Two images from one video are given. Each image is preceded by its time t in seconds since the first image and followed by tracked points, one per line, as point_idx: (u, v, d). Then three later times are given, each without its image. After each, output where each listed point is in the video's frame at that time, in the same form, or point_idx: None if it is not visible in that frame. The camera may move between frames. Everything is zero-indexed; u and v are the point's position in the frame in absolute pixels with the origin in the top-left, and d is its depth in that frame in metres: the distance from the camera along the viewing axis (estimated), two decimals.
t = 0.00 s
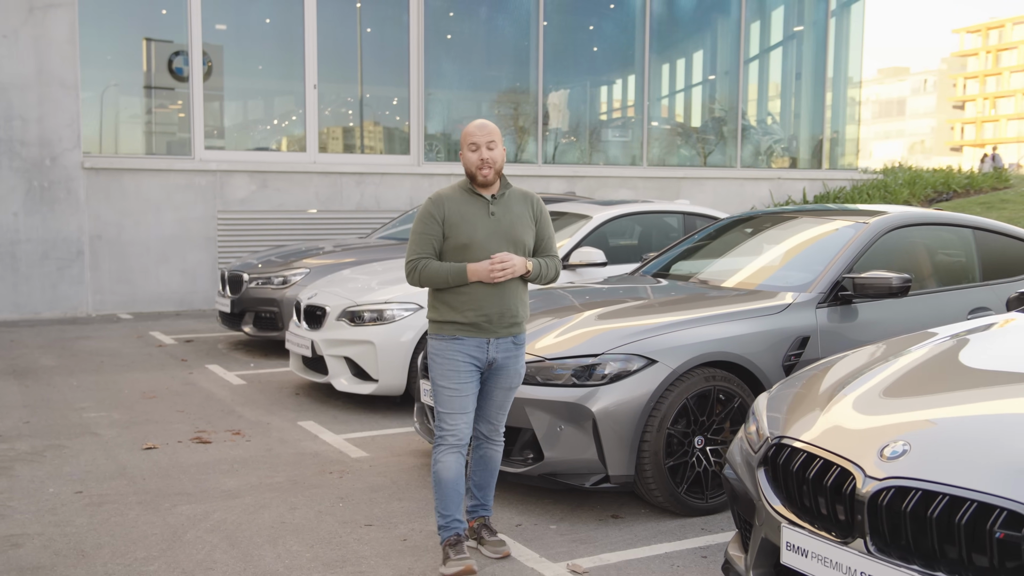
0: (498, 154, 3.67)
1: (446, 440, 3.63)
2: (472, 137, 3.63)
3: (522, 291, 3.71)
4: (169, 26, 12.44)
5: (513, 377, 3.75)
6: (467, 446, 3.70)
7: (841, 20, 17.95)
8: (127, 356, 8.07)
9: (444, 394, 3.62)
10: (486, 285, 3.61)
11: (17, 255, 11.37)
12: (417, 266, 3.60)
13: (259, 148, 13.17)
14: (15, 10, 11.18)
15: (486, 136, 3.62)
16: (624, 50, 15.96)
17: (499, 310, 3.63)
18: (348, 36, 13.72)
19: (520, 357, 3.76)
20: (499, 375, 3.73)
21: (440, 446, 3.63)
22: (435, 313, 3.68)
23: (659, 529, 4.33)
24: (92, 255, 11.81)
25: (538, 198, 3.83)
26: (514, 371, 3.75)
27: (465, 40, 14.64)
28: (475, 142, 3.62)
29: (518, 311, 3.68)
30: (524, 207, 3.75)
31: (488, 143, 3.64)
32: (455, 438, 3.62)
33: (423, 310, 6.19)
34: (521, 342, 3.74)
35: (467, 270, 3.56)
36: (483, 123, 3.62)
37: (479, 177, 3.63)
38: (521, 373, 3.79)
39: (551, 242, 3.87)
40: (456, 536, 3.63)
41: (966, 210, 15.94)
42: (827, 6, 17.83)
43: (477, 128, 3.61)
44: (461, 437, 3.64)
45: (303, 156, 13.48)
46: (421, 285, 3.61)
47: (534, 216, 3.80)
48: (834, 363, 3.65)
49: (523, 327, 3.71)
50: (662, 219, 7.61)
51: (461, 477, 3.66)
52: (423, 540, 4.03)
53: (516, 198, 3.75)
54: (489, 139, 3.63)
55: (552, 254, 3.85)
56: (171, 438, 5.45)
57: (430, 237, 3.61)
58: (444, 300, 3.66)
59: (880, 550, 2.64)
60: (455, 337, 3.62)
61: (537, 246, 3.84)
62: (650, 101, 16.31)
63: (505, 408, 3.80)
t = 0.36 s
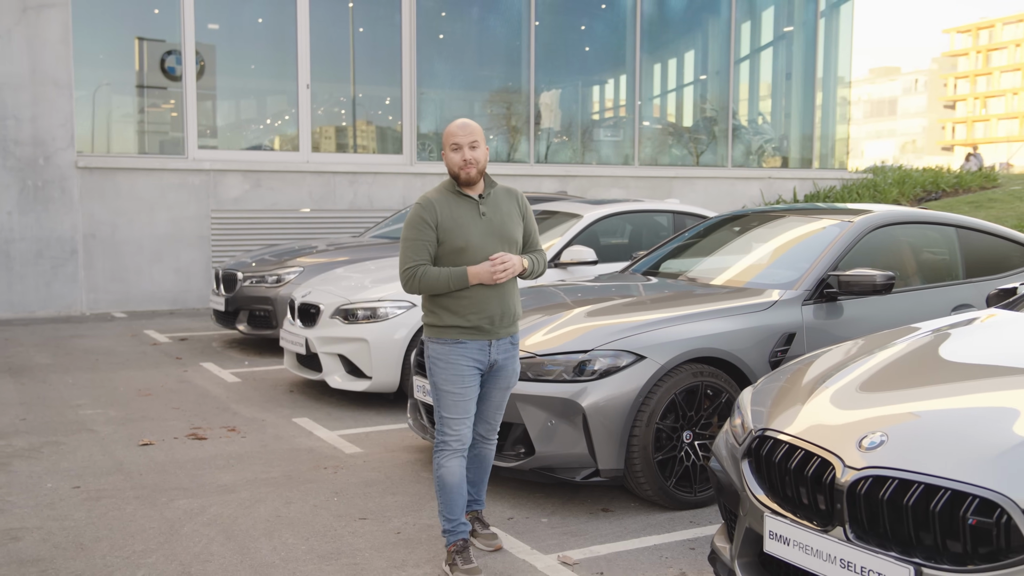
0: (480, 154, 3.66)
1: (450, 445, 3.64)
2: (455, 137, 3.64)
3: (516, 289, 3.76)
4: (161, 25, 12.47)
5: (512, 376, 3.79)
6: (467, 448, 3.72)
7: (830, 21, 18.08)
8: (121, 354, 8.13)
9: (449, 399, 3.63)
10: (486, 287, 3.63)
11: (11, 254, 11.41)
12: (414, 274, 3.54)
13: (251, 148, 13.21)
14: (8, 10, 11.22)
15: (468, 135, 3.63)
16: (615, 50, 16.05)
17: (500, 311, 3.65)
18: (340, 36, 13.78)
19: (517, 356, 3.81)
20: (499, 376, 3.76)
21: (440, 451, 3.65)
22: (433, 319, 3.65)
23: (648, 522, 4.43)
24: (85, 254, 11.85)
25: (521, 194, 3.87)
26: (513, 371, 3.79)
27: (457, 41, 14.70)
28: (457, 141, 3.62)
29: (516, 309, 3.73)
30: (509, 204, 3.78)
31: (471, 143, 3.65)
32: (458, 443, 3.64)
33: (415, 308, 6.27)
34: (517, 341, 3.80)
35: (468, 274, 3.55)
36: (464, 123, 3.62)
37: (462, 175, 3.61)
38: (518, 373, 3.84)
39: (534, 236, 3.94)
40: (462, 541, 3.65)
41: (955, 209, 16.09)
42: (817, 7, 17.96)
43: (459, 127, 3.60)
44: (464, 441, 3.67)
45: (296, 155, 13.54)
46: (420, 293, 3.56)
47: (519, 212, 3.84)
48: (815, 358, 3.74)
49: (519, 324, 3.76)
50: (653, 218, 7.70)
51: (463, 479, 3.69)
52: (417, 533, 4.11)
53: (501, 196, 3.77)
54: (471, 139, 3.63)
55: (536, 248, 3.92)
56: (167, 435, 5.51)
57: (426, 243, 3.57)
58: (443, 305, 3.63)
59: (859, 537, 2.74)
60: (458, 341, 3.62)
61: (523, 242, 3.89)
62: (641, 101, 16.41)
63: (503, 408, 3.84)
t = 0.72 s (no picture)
0: (462, 152, 3.73)
1: (440, 444, 3.70)
2: (436, 134, 3.69)
3: (503, 286, 3.82)
4: (153, 24, 12.51)
5: (508, 374, 3.84)
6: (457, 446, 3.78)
7: (819, 21, 18.20)
8: (116, 352, 8.18)
9: (440, 400, 3.68)
10: (472, 285, 3.68)
11: (4, 254, 11.45)
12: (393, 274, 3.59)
13: (244, 147, 13.24)
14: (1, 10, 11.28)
15: (450, 133, 3.68)
16: (605, 51, 16.13)
17: (488, 308, 3.71)
18: (332, 36, 13.83)
19: (511, 354, 3.85)
20: (493, 375, 3.80)
21: (431, 450, 3.71)
22: (422, 319, 3.70)
23: (638, 515, 4.51)
24: (79, 253, 11.90)
25: (503, 190, 3.93)
26: (507, 369, 3.84)
27: (449, 41, 14.76)
28: (439, 139, 3.68)
29: (504, 306, 3.79)
30: (492, 200, 3.84)
31: (453, 141, 3.71)
32: (448, 442, 3.70)
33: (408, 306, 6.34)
34: (509, 338, 3.84)
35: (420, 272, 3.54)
36: (445, 120, 3.66)
37: (445, 174, 3.68)
38: (513, 370, 3.88)
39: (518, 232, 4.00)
40: (455, 536, 3.71)
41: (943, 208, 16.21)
42: (806, 7, 18.09)
43: (441, 124, 3.65)
44: (454, 440, 3.73)
45: (289, 154, 13.59)
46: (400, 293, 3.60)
47: (503, 208, 3.90)
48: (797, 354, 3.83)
49: (509, 321, 3.82)
50: (643, 217, 7.78)
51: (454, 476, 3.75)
52: (411, 526, 4.18)
53: (483, 193, 3.83)
54: (453, 137, 3.69)
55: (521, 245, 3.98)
56: (163, 432, 5.57)
57: (406, 244, 3.63)
58: (432, 304, 3.68)
59: (840, 526, 2.82)
60: (449, 340, 3.66)
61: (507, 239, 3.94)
62: (633, 101, 16.50)
63: (501, 408, 3.88)
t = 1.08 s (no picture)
0: (449, 148, 3.79)
1: (431, 442, 3.77)
2: (425, 130, 3.73)
3: (489, 285, 3.85)
4: (145, 24, 12.55)
5: (505, 370, 3.85)
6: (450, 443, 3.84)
7: (809, 21, 18.32)
8: (111, 351, 8.22)
9: (428, 400, 3.74)
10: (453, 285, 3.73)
11: None
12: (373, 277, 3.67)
13: (237, 147, 13.27)
14: None
15: (438, 130, 3.73)
16: (596, 51, 16.21)
17: (472, 307, 3.76)
18: (324, 36, 13.88)
19: (504, 350, 3.87)
20: (487, 372, 3.83)
21: (423, 448, 3.78)
22: (409, 319, 3.78)
23: (628, 509, 4.59)
24: (73, 253, 11.93)
25: (491, 188, 3.95)
26: (503, 365, 3.85)
27: (441, 42, 14.82)
28: (427, 135, 3.73)
29: (491, 304, 3.82)
30: (478, 199, 3.87)
31: (441, 137, 3.76)
32: (438, 440, 3.76)
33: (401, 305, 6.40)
34: (500, 335, 3.86)
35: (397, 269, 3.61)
36: (434, 118, 3.71)
37: (429, 170, 3.73)
38: (511, 366, 3.89)
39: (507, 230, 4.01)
40: (449, 529, 3.78)
41: (931, 208, 16.33)
42: (796, 8, 18.22)
43: (429, 121, 3.70)
44: (445, 437, 3.78)
45: (282, 154, 13.63)
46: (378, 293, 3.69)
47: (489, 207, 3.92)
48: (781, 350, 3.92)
49: (498, 319, 3.85)
50: (634, 216, 7.87)
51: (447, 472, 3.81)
52: (405, 520, 4.26)
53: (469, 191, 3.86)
54: (441, 134, 3.74)
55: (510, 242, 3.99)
56: (158, 429, 5.63)
57: (386, 245, 3.70)
58: (416, 304, 3.75)
59: (823, 515, 2.91)
60: (434, 340, 3.73)
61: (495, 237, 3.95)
62: (624, 100, 16.59)
63: (506, 405, 3.88)
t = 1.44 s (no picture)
0: (444, 149, 3.87)
1: (423, 437, 3.85)
2: (420, 131, 3.84)
3: (483, 286, 3.89)
4: (138, 23, 12.58)
5: (499, 367, 3.89)
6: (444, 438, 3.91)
7: (799, 22, 18.45)
8: (105, 349, 8.27)
9: (420, 397, 3.81)
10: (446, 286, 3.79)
11: None
12: (369, 277, 3.76)
13: (230, 147, 13.29)
14: None
15: (433, 130, 3.82)
16: (587, 51, 16.30)
17: (463, 308, 3.80)
18: (316, 35, 13.92)
19: (498, 348, 3.91)
20: (481, 370, 3.87)
21: (416, 443, 3.86)
22: (404, 319, 3.85)
23: (618, 503, 4.68)
24: (66, 252, 11.96)
25: (485, 189, 4.00)
26: (496, 363, 3.89)
27: (432, 42, 14.89)
28: (422, 134, 3.82)
29: (484, 304, 3.86)
30: (471, 200, 3.92)
31: (435, 138, 3.85)
32: (430, 435, 3.83)
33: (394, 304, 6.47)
34: (494, 334, 3.90)
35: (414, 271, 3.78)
36: (428, 118, 3.83)
37: (424, 168, 3.79)
38: (506, 363, 3.92)
39: (505, 231, 4.03)
40: (442, 522, 3.86)
41: (919, 208, 16.47)
42: (786, 8, 18.34)
43: (423, 120, 3.81)
44: (437, 433, 3.85)
45: (274, 153, 13.66)
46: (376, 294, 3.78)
47: (484, 208, 3.97)
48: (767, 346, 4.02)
49: (492, 319, 3.89)
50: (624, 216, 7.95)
51: (441, 466, 3.89)
52: (400, 514, 4.33)
53: (462, 192, 3.92)
54: (436, 133, 3.83)
55: (505, 243, 4.01)
56: (154, 426, 5.69)
57: (381, 246, 3.79)
58: (410, 305, 3.81)
59: (807, 505, 3.00)
60: (425, 339, 3.80)
61: (491, 238, 3.99)
62: (615, 100, 16.68)
63: (501, 402, 3.90)
